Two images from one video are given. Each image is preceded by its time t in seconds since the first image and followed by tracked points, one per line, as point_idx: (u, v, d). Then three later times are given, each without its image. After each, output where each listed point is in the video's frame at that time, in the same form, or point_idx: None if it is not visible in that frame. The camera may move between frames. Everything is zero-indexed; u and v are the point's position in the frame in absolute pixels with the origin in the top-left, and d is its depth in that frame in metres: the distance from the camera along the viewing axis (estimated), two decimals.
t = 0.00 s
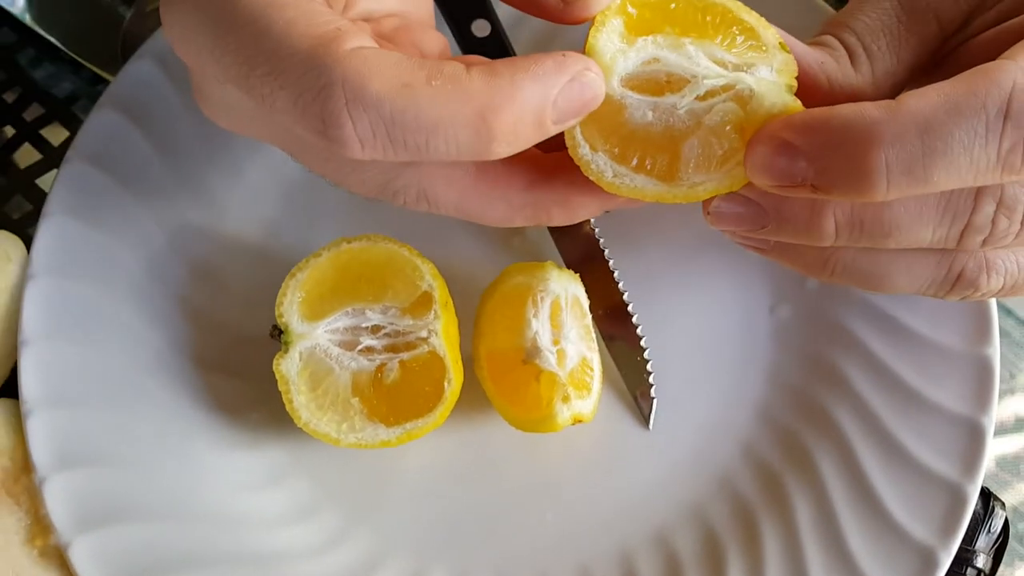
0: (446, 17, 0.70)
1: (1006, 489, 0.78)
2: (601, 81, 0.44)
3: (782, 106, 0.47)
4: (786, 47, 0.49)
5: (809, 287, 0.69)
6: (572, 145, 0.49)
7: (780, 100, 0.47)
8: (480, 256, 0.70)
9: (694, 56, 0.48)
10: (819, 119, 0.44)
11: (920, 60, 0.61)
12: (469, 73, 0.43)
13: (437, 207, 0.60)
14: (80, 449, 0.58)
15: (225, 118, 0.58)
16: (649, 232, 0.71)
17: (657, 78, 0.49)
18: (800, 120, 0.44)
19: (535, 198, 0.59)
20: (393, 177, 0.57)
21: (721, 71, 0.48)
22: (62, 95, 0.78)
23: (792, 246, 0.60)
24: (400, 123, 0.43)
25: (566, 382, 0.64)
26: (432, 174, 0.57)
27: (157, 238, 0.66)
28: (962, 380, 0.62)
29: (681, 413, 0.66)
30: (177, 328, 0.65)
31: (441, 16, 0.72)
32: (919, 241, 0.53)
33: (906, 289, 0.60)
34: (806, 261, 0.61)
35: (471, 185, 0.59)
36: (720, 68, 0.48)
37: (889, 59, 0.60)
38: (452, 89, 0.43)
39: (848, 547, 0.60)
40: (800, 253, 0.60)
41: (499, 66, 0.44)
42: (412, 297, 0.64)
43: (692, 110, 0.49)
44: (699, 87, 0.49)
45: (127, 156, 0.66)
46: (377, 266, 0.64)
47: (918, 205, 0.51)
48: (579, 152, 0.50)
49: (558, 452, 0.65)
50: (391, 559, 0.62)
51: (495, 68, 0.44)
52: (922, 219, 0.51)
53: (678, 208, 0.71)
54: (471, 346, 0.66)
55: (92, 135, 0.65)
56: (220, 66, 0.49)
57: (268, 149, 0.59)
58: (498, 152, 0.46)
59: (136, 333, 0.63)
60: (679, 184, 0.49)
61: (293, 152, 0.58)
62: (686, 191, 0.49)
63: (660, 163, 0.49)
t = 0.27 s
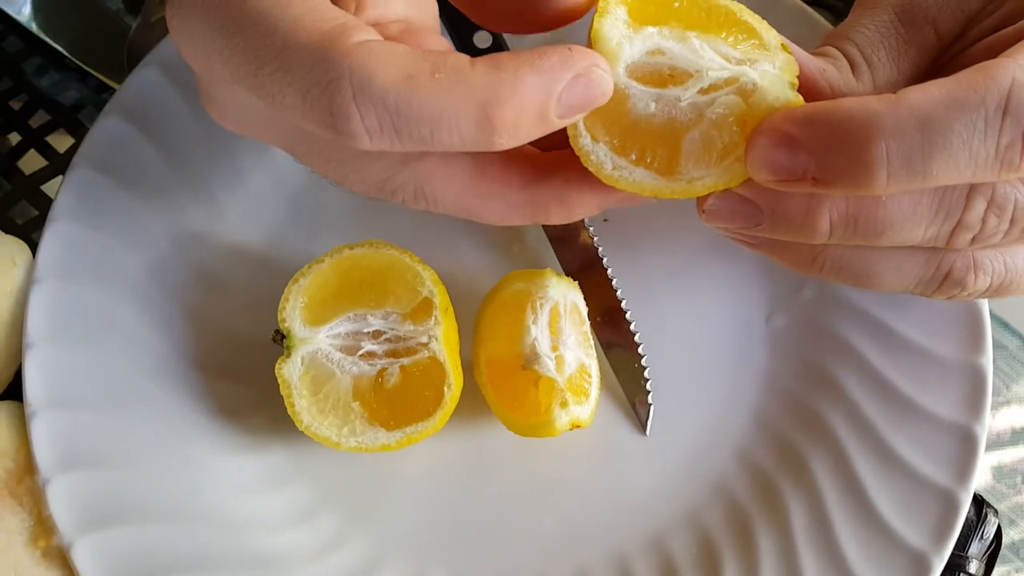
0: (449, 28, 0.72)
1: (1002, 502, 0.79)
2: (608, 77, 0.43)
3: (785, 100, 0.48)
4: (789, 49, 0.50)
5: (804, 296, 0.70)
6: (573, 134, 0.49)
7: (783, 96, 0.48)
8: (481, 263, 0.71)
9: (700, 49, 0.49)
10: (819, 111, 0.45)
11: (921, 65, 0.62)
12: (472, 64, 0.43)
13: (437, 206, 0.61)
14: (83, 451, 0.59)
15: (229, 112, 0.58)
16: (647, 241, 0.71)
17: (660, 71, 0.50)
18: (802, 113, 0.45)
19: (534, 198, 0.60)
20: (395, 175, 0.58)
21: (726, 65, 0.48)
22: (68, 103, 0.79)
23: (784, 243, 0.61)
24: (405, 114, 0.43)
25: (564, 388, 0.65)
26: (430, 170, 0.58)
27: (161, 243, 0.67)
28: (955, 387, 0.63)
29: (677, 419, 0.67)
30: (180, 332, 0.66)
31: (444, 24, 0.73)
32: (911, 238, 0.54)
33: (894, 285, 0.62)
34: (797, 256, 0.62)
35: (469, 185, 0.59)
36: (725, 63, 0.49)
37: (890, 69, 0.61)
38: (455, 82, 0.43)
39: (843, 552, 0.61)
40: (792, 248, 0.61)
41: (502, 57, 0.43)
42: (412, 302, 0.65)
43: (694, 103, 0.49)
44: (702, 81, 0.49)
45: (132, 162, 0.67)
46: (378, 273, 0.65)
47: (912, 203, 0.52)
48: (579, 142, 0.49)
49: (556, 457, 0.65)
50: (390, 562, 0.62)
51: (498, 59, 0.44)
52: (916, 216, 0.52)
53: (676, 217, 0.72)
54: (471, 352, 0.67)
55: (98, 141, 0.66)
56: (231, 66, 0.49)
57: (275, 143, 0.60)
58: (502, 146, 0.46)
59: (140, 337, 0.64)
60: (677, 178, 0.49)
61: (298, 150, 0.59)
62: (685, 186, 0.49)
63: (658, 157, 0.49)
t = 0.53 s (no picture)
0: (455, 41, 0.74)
1: (999, 512, 0.80)
2: (602, 64, 0.44)
3: (784, 75, 0.48)
4: (783, 31, 0.51)
5: (798, 307, 0.71)
6: (572, 122, 0.49)
7: (781, 72, 0.48)
8: (481, 271, 0.72)
9: (695, 32, 0.49)
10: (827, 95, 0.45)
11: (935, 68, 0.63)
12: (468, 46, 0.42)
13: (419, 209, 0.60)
14: (88, 452, 0.60)
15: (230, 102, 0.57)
16: (644, 251, 0.73)
17: (657, 56, 0.50)
18: (807, 94, 0.45)
19: (519, 198, 0.58)
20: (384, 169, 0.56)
21: (721, 45, 0.49)
22: (76, 108, 0.81)
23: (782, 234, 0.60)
24: (400, 95, 0.42)
25: (560, 394, 0.66)
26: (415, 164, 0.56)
27: (166, 247, 0.68)
28: (945, 398, 0.64)
29: (672, 427, 0.68)
30: (184, 335, 0.67)
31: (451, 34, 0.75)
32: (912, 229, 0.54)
33: (885, 279, 0.62)
34: (792, 248, 0.61)
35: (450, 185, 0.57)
36: (721, 43, 0.49)
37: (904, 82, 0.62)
38: (450, 62, 0.42)
39: (833, 559, 0.62)
40: (787, 238, 0.61)
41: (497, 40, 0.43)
42: (413, 309, 0.66)
43: (693, 85, 0.49)
44: (700, 63, 0.49)
45: (139, 168, 0.68)
46: (379, 280, 0.66)
47: (917, 193, 0.51)
48: (579, 131, 0.50)
49: (552, 463, 0.66)
50: (389, 564, 0.63)
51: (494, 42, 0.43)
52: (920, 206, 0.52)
53: (673, 228, 0.73)
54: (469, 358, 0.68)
55: (106, 147, 0.67)
56: (227, 50, 0.48)
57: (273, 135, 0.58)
58: (493, 130, 0.45)
59: (144, 340, 0.65)
60: (680, 162, 0.49)
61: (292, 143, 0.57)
62: (688, 170, 0.49)
63: (659, 143, 0.49)
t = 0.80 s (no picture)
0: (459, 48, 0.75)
1: (1001, 522, 0.80)
2: (612, 32, 0.44)
3: (792, 71, 0.48)
4: (788, 39, 0.52)
5: (797, 313, 0.72)
6: (577, 100, 0.48)
7: (788, 68, 0.49)
8: (482, 276, 0.72)
9: (707, 26, 0.50)
10: (832, 86, 0.45)
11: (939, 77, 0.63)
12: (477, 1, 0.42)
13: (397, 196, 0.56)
14: (90, 453, 0.60)
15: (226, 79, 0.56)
16: (644, 256, 0.73)
17: (667, 46, 0.50)
18: (813, 87, 0.45)
19: (496, 176, 0.53)
20: (359, 143, 0.54)
21: (732, 39, 0.50)
22: (81, 112, 0.81)
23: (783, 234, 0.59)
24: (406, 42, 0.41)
25: (560, 398, 0.66)
26: (392, 140, 0.54)
27: (169, 250, 0.69)
28: (944, 405, 0.65)
29: (670, 432, 0.68)
30: (187, 338, 0.68)
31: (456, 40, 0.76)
32: (921, 227, 0.53)
33: (890, 284, 0.61)
34: (793, 252, 0.60)
35: (425, 165, 0.54)
36: (732, 37, 0.50)
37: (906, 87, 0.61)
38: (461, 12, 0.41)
39: (831, 564, 0.62)
40: (789, 239, 0.59)
41: None
42: (413, 313, 0.66)
43: (701, 76, 0.49)
44: (709, 54, 0.50)
45: (143, 171, 0.68)
46: (381, 283, 0.66)
47: (924, 189, 0.51)
48: (584, 111, 0.49)
49: (552, 467, 0.67)
50: (388, 567, 0.63)
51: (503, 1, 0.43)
52: (927, 203, 0.52)
53: (673, 234, 0.74)
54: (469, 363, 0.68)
55: (110, 151, 0.68)
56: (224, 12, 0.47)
57: (268, 113, 0.57)
58: (499, 93, 0.44)
59: (146, 342, 0.66)
60: (681, 154, 0.49)
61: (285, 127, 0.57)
62: (689, 162, 0.49)
63: (662, 131, 0.49)
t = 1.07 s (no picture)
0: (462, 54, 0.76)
1: (995, 532, 0.81)
2: (622, 22, 0.44)
3: (799, 68, 0.49)
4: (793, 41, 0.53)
5: (796, 318, 0.72)
6: (585, 93, 0.49)
7: (795, 66, 0.50)
8: (482, 279, 0.73)
9: (714, 24, 0.51)
10: (837, 81, 0.46)
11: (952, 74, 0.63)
12: None
13: (400, 174, 0.55)
14: (89, 452, 0.60)
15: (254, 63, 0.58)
16: (643, 259, 0.73)
17: (675, 41, 0.51)
18: (817, 82, 0.46)
19: (509, 156, 0.53)
20: (367, 119, 0.54)
21: (740, 38, 0.50)
22: (83, 113, 0.81)
23: (789, 236, 0.59)
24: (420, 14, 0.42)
25: (561, 401, 0.66)
26: (399, 116, 0.54)
27: (170, 250, 0.69)
28: (943, 411, 0.65)
29: (669, 436, 0.68)
30: (187, 338, 0.67)
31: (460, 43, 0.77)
32: (932, 218, 0.53)
33: (900, 283, 0.61)
34: (799, 254, 0.60)
35: (437, 142, 0.53)
36: (739, 35, 0.50)
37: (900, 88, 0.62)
38: None
39: (830, 568, 0.62)
40: (796, 241, 0.59)
41: None
42: (414, 315, 0.66)
43: (710, 71, 0.49)
44: (718, 49, 0.50)
45: (145, 171, 0.69)
46: (382, 286, 0.67)
47: (930, 180, 0.52)
48: (590, 103, 0.49)
49: (551, 470, 0.67)
50: (388, 568, 0.63)
51: None
52: (937, 194, 0.52)
53: (673, 238, 0.74)
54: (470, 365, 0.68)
55: (112, 151, 0.68)
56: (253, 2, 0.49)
57: (276, 99, 0.58)
58: (511, 74, 0.45)
59: (146, 342, 0.66)
60: (689, 148, 0.49)
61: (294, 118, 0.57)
62: (696, 158, 0.49)
63: (670, 124, 0.49)
